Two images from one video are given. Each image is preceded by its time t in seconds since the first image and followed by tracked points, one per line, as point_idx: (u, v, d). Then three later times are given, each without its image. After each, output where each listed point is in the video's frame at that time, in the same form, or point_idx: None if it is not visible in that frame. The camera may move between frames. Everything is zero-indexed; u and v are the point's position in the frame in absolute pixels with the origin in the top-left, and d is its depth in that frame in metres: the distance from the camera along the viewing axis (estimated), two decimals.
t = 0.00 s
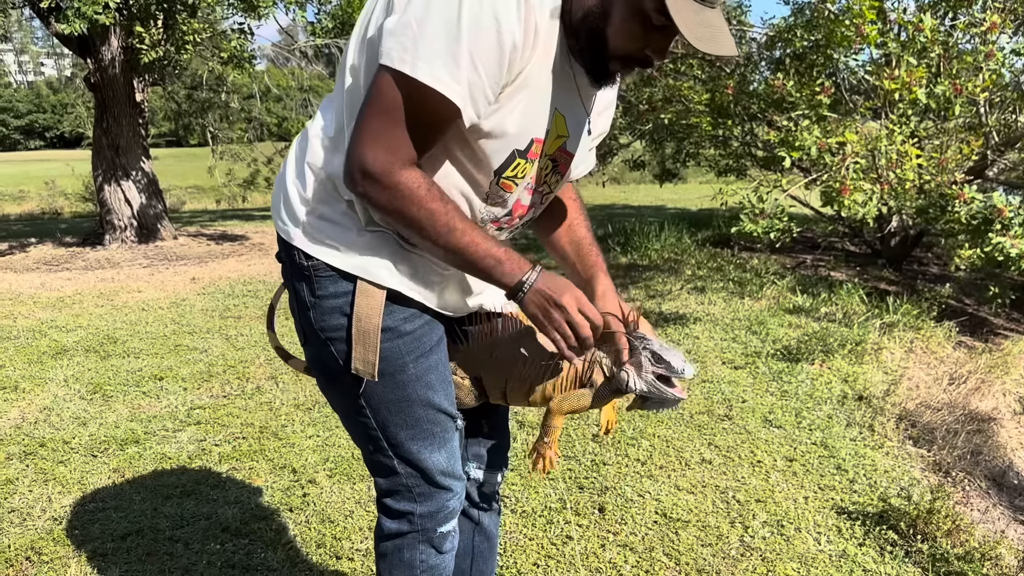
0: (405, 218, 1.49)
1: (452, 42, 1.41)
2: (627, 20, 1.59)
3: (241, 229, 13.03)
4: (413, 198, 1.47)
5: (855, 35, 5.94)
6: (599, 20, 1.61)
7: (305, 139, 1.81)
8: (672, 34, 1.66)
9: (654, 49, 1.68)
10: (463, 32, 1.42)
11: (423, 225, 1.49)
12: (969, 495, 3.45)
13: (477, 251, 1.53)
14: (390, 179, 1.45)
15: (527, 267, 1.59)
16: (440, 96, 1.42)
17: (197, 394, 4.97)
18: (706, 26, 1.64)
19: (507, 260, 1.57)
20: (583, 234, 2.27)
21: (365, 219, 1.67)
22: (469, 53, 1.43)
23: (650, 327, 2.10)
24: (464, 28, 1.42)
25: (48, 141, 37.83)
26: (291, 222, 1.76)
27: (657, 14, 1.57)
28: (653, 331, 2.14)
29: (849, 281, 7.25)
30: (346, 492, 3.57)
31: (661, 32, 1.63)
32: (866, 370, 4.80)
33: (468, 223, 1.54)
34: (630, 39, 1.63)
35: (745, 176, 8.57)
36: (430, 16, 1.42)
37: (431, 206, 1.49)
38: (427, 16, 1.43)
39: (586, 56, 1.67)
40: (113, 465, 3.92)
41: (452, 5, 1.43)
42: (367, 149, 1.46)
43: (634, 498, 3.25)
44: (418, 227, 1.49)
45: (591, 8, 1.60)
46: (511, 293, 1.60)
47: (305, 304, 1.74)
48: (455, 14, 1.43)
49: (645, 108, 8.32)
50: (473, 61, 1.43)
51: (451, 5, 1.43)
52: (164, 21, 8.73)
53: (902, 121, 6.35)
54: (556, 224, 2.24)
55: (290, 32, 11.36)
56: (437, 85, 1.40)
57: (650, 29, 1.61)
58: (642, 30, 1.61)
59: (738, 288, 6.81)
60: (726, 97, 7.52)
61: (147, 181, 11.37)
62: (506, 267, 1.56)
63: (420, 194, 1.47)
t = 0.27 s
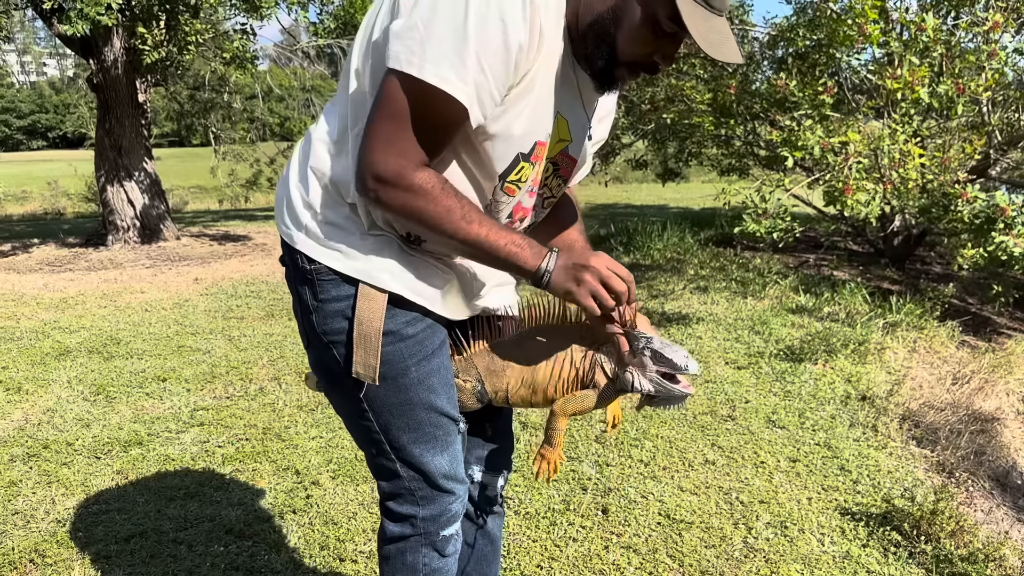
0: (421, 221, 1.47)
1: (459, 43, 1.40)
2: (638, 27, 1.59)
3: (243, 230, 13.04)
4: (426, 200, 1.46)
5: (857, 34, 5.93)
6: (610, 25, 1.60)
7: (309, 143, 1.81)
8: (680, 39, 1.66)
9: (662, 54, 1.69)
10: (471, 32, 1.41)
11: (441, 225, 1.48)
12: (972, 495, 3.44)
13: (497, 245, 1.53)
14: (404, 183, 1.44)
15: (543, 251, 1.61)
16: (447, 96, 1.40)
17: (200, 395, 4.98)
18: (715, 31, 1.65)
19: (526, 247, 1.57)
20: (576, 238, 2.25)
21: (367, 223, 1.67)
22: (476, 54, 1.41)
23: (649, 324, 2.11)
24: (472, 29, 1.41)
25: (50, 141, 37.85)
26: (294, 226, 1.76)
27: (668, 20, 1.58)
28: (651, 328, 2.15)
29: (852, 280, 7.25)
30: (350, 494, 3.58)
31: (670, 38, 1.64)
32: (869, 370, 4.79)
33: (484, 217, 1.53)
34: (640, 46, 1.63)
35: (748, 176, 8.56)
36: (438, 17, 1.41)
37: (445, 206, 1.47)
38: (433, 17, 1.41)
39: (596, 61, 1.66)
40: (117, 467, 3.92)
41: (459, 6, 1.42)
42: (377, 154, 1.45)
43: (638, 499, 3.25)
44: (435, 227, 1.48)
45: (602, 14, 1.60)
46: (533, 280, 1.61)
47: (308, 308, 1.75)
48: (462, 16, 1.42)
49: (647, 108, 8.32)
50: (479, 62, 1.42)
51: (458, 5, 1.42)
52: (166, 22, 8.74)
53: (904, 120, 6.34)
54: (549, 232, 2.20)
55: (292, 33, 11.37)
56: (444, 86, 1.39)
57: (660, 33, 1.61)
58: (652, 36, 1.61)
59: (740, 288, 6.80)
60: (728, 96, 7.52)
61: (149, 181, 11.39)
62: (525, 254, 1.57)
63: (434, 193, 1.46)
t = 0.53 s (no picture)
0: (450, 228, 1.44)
1: (473, 37, 1.38)
2: (650, 27, 1.56)
3: (243, 230, 13.03)
4: (453, 205, 1.42)
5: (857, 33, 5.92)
6: (621, 25, 1.58)
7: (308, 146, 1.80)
8: (688, 39, 1.66)
9: (668, 55, 1.68)
10: (485, 27, 1.39)
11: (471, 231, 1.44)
12: (974, 496, 3.43)
13: (527, 252, 1.49)
14: (431, 188, 1.41)
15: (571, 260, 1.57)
16: (464, 94, 1.37)
17: (200, 397, 4.97)
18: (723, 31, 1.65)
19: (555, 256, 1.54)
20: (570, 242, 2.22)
21: (368, 224, 1.67)
22: (491, 49, 1.39)
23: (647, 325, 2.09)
24: (485, 24, 1.39)
25: (49, 140, 37.82)
26: (294, 230, 1.75)
27: (678, 21, 1.57)
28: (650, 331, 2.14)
29: (852, 280, 7.24)
30: (350, 496, 3.57)
31: (678, 38, 1.63)
32: (870, 370, 4.78)
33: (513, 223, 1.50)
34: (650, 46, 1.61)
35: (748, 175, 8.56)
36: (451, 14, 1.39)
37: (473, 211, 1.44)
38: (447, 14, 1.39)
39: (604, 62, 1.63)
40: (116, 469, 3.92)
41: (471, 3, 1.41)
42: (401, 159, 1.42)
43: (638, 501, 3.24)
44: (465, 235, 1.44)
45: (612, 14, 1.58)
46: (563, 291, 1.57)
47: (308, 311, 1.74)
48: (474, 11, 1.40)
49: (647, 108, 8.31)
50: (494, 55, 1.40)
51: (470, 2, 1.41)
52: (165, 23, 8.74)
53: (905, 119, 6.33)
54: (542, 238, 2.18)
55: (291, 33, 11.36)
56: (462, 81, 1.36)
57: (669, 34, 1.60)
58: (662, 36, 1.60)
59: (740, 288, 6.79)
60: (728, 96, 7.51)
61: (149, 182, 11.38)
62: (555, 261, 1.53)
63: (461, 199, 1.43)
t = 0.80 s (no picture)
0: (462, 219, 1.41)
1: (484, 22, 1.35)
2: (661, 17, 1.56)
3: (242, 230, 13.02)
4: (465, 196, 1.40)
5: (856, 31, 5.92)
6: (631, 14, 1.57)
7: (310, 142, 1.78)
8: (695, 32, 1.66)
9: (676, 47, 1.67)
10: (497, 15, 1.37)
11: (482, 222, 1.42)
12: (974, 494, 3.43)
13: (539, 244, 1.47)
14: (443, 180, 1.38)
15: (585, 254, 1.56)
16: (473, 80, 1.34)
17: (199, 396, 4.96)
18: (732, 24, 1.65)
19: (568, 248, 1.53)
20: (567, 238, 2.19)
21: (372, 219, 1.67)
22: (502, 34, 1.37)
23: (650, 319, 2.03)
24: (498, 12, 1.37)
25: (48, 141, 37.79)
26: (295, 227, 1.74)
27: (689, 12, 1.57)
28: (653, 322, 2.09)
29: (852, 278, 7.23)
30: (350, 495, 3.56)
31: (687, 30, 1.63)
32: (870, 368, 4.78)
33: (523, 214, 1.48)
34: (660, 37, 1.60)
35: (747, 174, 8.56)
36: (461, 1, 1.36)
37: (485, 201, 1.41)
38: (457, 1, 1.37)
39: (615, 53, 1.62)
40: (115, 469, 3.91)
41: None
42: (411, 150, 1.38)
43: (639, 499, 3.23)
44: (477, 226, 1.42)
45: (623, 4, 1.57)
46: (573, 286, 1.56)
47: (309, 309, 1.73)
48: None
49: (646, 106, 8.31)
50: (505, 40, 1.37)
51: None
52: (164, 22, 8.73)
53: (904, 117, 6.33)
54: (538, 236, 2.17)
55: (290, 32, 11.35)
56: (476, 69, 1.33)
57: (678, 25, 1.60)
58: (672, 27, 1.60)
59: (740, 286, 6.79)
60: (727, 94, 7.52)
61: (148, 182, 11.37)
62: (566, 254, 1.52)
63: (472, 189, 1.40)
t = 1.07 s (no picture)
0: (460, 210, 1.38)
1: (489, 12, 1.34)
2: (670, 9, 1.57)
3: (242, 230, 13.01)
4: (465, 185, 1.36)
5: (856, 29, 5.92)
6: (640, 8, 1.56)
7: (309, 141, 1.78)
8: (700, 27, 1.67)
9: (681, 43, 1.68)
10: (503, 5, 1.35)
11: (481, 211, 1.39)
12: (975, 492, 3.42)
13: (537, 230, 1.45)
14: (443, 169, 1.34)
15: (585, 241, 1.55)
16: (476, 71, 1.32)
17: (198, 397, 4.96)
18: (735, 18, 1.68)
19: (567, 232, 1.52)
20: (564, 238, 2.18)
21: (373, 216, 1.66)
22: (507, 26, 1.36)
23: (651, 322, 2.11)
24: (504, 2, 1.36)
25: (48, 142, 37.77)
26: (295, 226, 1.73)
27: (696, 6, 1.60)
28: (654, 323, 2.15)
29: (852, 276, 7.22)
30: (350, 495, 3.56)
31: (692, 24, 1.64)
32: (870, 367, 4.78)
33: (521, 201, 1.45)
34: (668, 30, 1.60)
35: (747, 172, 8.55)
36: None
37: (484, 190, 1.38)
38: None
39: (623, 48, 1.61)
40: (114, 469, 3.90)
41: None
42: (410, 140, 1.33)
43: (639, 498, 3.23)
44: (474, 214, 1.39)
45: None
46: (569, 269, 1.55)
47: (309, 310, 1.72)
48: None
49: (646, 105, 8.30)
50: (509, 31, 1.36)
51: None
52: (162, 22, 8.72)
53: (904, 115, 6.33)
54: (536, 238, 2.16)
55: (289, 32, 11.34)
56: (483, 59, 1.32)
57: (684, 18, 1.61)
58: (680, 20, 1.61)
59: (740, 285, 6.78)
60: (727, 93, 7.51)
61: (147, 182, 11.36)
62: (566, 241, 1.50)
63: (471, 177, 1.36)
